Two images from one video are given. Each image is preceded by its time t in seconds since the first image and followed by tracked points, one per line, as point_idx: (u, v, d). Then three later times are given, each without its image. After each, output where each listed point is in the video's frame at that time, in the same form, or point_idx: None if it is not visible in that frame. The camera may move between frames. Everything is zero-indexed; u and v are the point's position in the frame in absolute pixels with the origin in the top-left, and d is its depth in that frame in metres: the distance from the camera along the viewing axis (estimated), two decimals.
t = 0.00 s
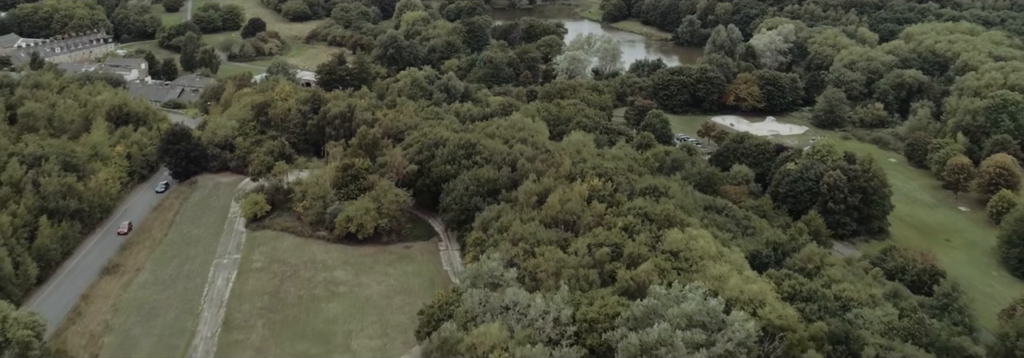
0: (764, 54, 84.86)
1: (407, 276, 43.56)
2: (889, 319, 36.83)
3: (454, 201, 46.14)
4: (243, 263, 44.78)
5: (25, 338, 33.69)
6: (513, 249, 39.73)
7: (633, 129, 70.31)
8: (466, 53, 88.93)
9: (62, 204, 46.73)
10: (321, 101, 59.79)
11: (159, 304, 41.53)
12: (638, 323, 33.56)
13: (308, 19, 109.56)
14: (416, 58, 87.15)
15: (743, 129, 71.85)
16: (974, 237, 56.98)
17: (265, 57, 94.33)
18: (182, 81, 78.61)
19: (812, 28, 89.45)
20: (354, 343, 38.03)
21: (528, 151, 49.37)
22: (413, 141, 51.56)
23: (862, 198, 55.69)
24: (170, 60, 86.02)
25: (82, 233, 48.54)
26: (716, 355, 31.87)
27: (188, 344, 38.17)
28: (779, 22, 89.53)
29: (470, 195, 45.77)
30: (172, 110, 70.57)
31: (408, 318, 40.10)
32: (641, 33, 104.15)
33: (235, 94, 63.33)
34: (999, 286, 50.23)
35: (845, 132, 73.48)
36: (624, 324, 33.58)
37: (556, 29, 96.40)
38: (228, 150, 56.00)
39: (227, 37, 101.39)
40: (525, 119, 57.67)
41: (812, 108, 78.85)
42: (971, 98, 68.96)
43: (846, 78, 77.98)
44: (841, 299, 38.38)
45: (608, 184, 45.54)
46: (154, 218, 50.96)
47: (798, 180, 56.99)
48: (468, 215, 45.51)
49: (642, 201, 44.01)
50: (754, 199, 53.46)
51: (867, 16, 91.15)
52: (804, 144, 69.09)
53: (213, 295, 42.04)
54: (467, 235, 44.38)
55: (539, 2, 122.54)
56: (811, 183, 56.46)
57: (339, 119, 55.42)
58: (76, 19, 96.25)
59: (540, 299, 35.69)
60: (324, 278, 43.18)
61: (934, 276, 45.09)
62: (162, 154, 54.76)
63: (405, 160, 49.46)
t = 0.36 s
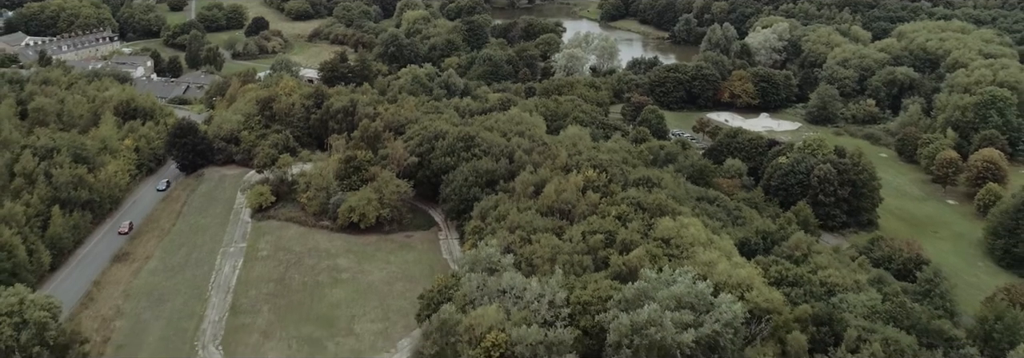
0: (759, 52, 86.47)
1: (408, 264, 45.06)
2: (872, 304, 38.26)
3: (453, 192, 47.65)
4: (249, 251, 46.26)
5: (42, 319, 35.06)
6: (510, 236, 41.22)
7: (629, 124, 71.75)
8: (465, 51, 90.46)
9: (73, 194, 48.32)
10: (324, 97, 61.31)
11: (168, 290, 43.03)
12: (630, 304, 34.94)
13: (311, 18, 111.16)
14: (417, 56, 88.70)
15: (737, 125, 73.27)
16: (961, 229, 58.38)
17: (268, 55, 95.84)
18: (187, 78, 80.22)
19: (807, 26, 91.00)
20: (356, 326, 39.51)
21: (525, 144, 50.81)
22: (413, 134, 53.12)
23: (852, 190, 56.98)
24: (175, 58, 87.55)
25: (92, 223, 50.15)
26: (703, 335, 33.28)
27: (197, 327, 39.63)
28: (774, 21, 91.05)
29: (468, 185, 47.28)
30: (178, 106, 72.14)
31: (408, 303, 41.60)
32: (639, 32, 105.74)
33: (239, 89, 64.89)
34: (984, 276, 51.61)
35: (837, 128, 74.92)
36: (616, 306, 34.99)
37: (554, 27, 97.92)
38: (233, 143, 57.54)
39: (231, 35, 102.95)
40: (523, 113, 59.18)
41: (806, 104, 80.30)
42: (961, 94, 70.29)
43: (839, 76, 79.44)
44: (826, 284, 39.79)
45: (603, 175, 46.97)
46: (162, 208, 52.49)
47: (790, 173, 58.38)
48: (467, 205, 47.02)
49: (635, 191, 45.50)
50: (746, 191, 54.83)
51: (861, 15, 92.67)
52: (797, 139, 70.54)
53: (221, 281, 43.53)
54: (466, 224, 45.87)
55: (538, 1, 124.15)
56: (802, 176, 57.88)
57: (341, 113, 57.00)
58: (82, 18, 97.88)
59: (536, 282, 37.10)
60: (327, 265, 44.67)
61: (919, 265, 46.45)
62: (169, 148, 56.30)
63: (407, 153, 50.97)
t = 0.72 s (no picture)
0: (754, 50, 88.05)
1: (408, 252, 46.57)
2: (857, 290, 39.61)
3: (452, 184, 49.23)
4: (254, 241, 47.77)
5: (57, 301, 36.24)
6: (507, 225, 42.72)
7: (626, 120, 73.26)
8: (465, 50, 92.04)
9: (84, 186, 49.93)
10: (327, 93, 62.83)
11: (177, 276, 44.57)
12: (622, 288, 36.21)
13: (314, 18, 112.79)
14: (418, 54, 90.27)
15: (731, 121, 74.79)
16: (949, 222, 59.72)
17: (271, 54, 97.38)
18: (193, 75, 81.83)
19: (801, 25, 92.55)
20: (359, 311, 40.97)
21: (522, 137, 52.25)
22: (414, 128, 54.67)
23: (842, 184, 58.24)
24: (180, 56, 89.14)
25: (102, 214, 51.76)
26: (692, 318, 34.06)
27: (205, 312, 41.13)
28: (769, 20, 92.58)
29: (468, 177, 48.84)
30: (184, 102, 73.70)
31: (409, 289, 43.08)
32: (636, 31, 107.35)
33: (244, 85, 66.49)
34: (970, 267, 52.90)
35: (830, 124, 76.35)
36: (608, 290, 36.35)
37: (553, 27, 99.52)
38: (238, 138, 59.14)
39: (234, 35, 104.54)
40: (521, 109, 60.67)
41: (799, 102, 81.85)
42: (951, 92, 71.67)
43: (832, 74, 80.95)
44: (813, 272, 41.17)
45: (597, 167, 48.42)
46: (170, 200, 54.19)
47: (781, 168, 59.80)
48: (466, 196, 48.58)
49: (629, 182, 46.95)
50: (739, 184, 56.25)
51: (855, 15, 94.25)
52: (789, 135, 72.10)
53: (228, 268, 45.08)
54: (465, 214, 47.41)
55: (537, 1, 125.79)
56: (793, 170, 59.30)
57: (344, 108, 58.60)
58: (88, 17, 99.52)
59: (531, 268, 38.42)
60: (331, 254, 46.15)
61: (905, 255, 47.80)
62: (176, 142, 57.87)
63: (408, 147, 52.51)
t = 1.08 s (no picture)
0: (749, 49, 89.60)
1: (409, 241, 48.09)
2: (842, 276, 40.94)
3: (452, 176, 50.84)
4: (260, 231, 49.29)
5: (72, 286, 37.28)
6: (504, 214, 44.23)
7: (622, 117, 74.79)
8: (465, 48, 93.58)
9: (95, 178, 51.49)
10: (330, 89, 64.42)
11: (186, 264, 46.06)
12: (614, 273, 37.57)
13: (316, 17, 114.41)
14: (419, 52, 91.82)
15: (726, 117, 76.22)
16: (937, 215, 61.01)
17: (275, 52, 98.88)
18: (197, 73, 83.46)
19: (795, 24, 94.19)
20: (361, 297, 42.45)
21: (520, 131, 53.73)
22: (414, 122, 56.20)
23: (833, 178, 59.61)
24: (185, 54, 90.73)
25: (112, 204, 53.34)
26: (682, 300, 35.28)
27: (213, 298, 42.60)
28: (764, 20, 94.12)
29: (467, 169, 50.38)
30: (189, 99, 75.31)
31: (410, 276, 44.57)
32: (634, 30, 108.96)
33: (249, 81, 68.07)
34: (957, 258, 54.16)
35: (823, 121, 77.81)
36: (601, 274, 37.76)
37: (551, 26, 101.09)
38: (243, 132, 60.74)
39: (238, 34, 106.16)
40: (519, 104, 62.19)
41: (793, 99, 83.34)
42: (941, 89, 73.08)
43: (825, 72, 82.45)
44: (800, 259, 42.43)
45: (592, 159, 49.88)
46: (178, 193, 55.77)
47: (773, 162, 61.29)
48: (465, 187, 50.17)
49: (623, 174, 48.38)
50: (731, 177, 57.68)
51: (848, 15, 95.80)
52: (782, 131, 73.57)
53: (235, 256, 46.59)
54: (464, 205, 48.99)
55: (536, 1, 127.40)
56: (784, 164, 60.77)
57: (347, 104, 60.19)
58: (94, 16, 101.11)
59: (528, 255, 39.97)
60: (334, 243, 47.66)
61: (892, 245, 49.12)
62: (183, 136, 59.49)
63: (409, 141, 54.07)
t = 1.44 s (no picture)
0: (744, 47, 91.17)
1: (410, 231, 49.64)
2: (828, 263, 42.37)
3: (451, 168, 52.38)
4: (265, 221, 50.82)
5: (85, 270, 38.62)
6: (502, 204, 45.73)
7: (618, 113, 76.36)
8: (465, 46, 95.05)
9: (105, 170, 53.05)
10: (332, 84, 65.98)
11: (194, 253, 47.56)
12: (607, 259, 39.07)
13: (318, 17, 116.00)
14: (419, 50, 93.37)
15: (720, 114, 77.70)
16: (925, 209, 62.35)
17: (277, 51, 100.33)
18: (202, 71, 85.09)
19: (789, 23, 95.87)
20: (363, 283, 43.96)
21: (517, 125, 55.24)
22: (415, 117, 57.77)
23: (823, 172, 60.95)
24: (189, 52, 92.28)
25: (121, 196, 54.97)
26: (671, 285, 36.66)
27: (220, 284, 44.10)
28: (759, 19, 95.62)
29: (466, 162, 51.92)
30: (195, 96, 76.90)
31: (410, 264, 46.06)
32: (631, 30, 110.55)
33: (253, 77, 69.66)
34: (943, 249, 55.45)
35: (816, 118, 79.30)
36: (595, 260, 39.27)
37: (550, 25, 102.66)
38: (248, 126, 62.31)
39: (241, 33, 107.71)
40: (516, 100, 63.72)
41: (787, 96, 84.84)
42: (931, 86, 74.49)
43: (818, 70, 83.95)
44: (788, 247, 43.88)
45: (588, 152, 51.38)
46: (185, 185, 57.35)
47: (765, 156, 62.79)
48: (464, 179, 51.67)
49: (617, 165, 49.86)
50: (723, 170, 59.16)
51: (842, 14, 97.32)
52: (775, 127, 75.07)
53: (241, 244, 48.17)
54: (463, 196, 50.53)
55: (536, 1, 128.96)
56: (776, 158, 62.22)
57: (349, 99, 61.77)
58: (100, 15, 102.57)
59: (524, 241, 41.45)
60: (337, 232, 49.21)
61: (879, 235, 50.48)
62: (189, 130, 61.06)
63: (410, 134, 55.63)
